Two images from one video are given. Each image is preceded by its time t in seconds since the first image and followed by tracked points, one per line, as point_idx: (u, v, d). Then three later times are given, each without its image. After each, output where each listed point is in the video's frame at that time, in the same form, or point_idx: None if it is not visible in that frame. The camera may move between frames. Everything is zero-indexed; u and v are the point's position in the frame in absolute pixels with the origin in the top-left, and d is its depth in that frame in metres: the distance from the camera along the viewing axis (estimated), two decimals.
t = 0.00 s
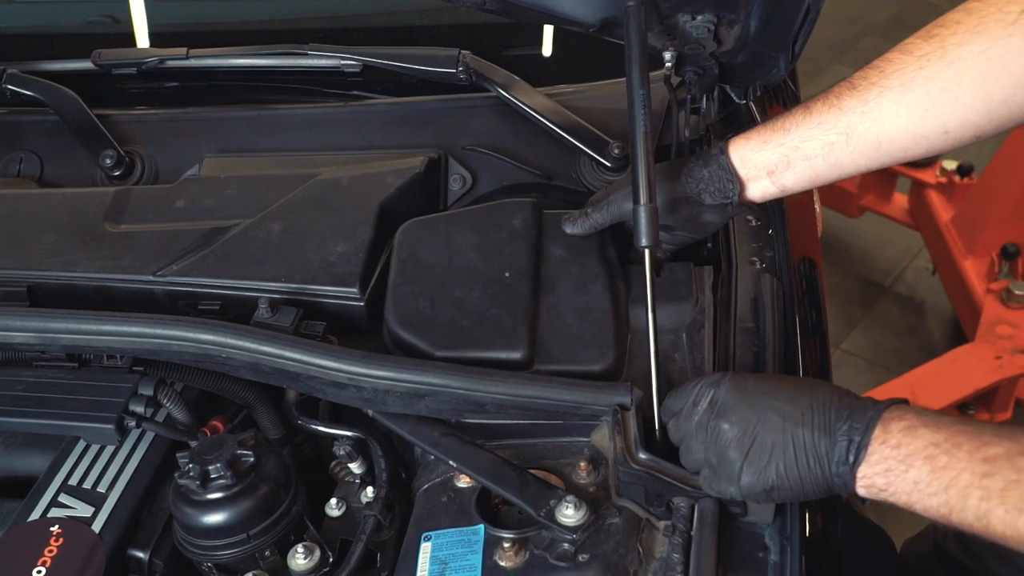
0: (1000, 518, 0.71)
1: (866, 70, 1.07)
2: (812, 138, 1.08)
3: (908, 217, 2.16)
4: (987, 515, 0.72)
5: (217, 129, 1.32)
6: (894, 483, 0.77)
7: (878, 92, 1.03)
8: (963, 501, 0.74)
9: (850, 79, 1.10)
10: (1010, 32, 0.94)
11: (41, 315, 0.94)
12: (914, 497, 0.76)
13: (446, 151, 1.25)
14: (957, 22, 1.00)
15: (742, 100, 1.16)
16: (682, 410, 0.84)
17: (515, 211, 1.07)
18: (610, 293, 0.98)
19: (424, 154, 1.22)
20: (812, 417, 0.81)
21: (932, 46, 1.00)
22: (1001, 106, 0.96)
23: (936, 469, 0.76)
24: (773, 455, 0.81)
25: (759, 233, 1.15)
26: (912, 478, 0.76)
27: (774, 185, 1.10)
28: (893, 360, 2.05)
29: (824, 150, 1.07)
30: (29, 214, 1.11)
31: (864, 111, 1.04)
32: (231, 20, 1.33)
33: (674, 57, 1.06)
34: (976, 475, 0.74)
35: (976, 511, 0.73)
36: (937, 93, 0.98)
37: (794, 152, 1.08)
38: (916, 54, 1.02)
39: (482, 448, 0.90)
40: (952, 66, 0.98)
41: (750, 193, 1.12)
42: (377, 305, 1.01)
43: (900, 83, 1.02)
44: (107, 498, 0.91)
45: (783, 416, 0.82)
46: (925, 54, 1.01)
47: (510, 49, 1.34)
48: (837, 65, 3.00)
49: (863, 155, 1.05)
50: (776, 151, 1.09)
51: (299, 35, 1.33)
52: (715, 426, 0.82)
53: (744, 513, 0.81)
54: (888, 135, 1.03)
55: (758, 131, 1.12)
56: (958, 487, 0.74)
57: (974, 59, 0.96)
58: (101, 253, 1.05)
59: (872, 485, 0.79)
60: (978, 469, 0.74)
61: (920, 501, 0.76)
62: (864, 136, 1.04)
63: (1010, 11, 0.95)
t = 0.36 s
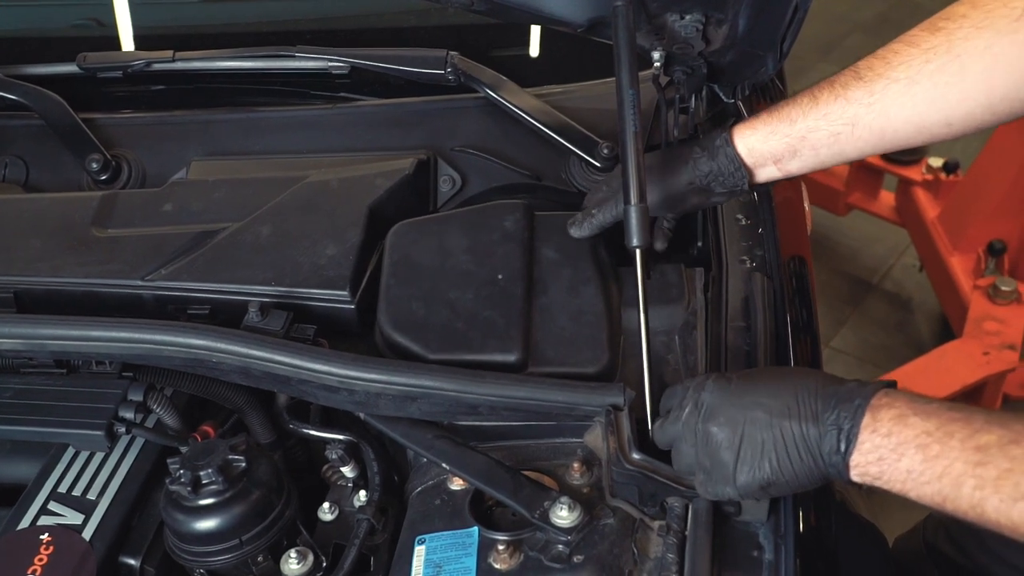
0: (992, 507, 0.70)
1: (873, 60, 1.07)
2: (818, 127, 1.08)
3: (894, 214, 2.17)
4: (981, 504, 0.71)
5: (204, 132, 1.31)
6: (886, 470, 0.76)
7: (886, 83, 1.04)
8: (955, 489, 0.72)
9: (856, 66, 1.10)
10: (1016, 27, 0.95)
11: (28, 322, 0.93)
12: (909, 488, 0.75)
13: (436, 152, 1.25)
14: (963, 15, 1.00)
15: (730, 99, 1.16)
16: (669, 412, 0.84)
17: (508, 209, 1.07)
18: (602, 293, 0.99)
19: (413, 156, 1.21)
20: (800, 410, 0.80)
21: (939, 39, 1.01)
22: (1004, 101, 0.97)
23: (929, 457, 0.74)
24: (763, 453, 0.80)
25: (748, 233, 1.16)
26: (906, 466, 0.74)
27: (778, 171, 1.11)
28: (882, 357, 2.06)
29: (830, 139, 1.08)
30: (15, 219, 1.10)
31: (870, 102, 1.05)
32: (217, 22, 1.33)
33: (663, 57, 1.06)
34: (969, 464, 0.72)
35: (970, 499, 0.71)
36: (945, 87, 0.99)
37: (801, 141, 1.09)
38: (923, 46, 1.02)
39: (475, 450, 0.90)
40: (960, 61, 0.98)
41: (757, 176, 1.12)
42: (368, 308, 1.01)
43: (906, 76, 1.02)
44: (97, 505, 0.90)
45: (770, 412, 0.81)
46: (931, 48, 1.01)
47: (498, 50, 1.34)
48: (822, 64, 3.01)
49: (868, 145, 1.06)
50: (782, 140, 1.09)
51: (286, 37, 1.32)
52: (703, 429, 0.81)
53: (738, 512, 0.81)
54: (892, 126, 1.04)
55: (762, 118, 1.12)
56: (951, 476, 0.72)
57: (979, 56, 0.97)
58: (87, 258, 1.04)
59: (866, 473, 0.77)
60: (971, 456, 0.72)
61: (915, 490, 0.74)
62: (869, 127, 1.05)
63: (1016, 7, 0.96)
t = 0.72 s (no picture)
0: (943, 463, 0.73)
1: (917, 62, 1.14)
2: (867, 131, 1.15)
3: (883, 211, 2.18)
4: (932, 464, 0.73)
5: (195, 135, 1.31)
6: (860, 441, 0.79)
7: (930, 87, 1.11)
8: (913, 450, 0.75)
9: (900, 67, 1.17)
10: None
11: (20, 328, 0.93)
12: (876, 461, 0.77)
13: (428, 153, 1.25)
14: (1007, 20, 1.08)
15: (722, 98, 1.16)
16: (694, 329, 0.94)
17: (503, 210, 1.07)
18: (597, 293, 0.98)
19: (406, 157, 1.21)
20: (816, 380, 0.87)
21: (982, 43, 1.08)
22: None
23: (897, 422, 0.77)
24: (763, 396, 0.87)
25: (742, 231, 1.17)
26: (877, 432, 0.78)
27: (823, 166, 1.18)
28: (873, 353, 2.07)
29: (878, 140, 1.16)
30: (6, 224, 1.09)
31: (917, 105, 1.12)
32: (207, 25, 1.32)
33: (656, 56, 1.06)
34: (931, 424, 0.75)
35: (925, 458, 0.74)
36: (986, 89, 1.07)
37: (850, 144, 1.16)
38: (967, 50, 1.10)
39: (472, 452, 0.90)
40: (1004, 64, 1.06)
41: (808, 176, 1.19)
42: (362, 311, 1.01)
43: (952, 79, 1.10)
44: (91, 512, 0.89)
45: (786, 366, 0.88)
46: (977, 50, 1.09)
47: (489, 51, 1.34)
48: (812, 62, 3.02)
49: (912, 145, 1.14)
50: (834, 145, 1.16)
51: (278, 39, 1.32)
52: (719, 349, 0.90)
53: (735, 511, 0.80)
54: (939, 126, 1.12)
55: (811, 121, 1.18)
56: (912, 437, 0.76)
57: None
58: (79, 263, 1.03)
59: (842, 440, 0.81)
60: (935, 419, 0.76)
61: (879, 457, 0.77)
62: (916, 128, 1.13)
63: None
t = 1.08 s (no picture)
0: (944, 458, 0.76)
1: (863, 42, 1.19)
2: (815, 110, 1.19)
3: (873, 208, 2.19)
4: (933, 461, 0.77)
5: (188, 139, 1.30)
6: (860, 448, 0.81)
7: (875, 64, 1.15)
8: (913, 451, 0.78)
9: (846, 48, 1.22)
10: (996, 10, 1.05)
11: (14, 334, 0.92)
12: (878, 467, 0.80)
13: (422, 154, 1.24)
14: None
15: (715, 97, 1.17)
16: (677, 351, 0.91)
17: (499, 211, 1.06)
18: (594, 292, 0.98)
19: (400, 159, 1.21)
20: (805, 392, 0.87)
21: (925, 20, 1.12)
22: (988, 78, 1.08)
23: (893, 424, 0.80)
24: (756, 415, 0.87)
25: (736, 229, 1.18)
26: (874, 437, 0.81)
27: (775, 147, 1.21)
28: (867, 350, 2.08)
29: (827, 119, 1.19)
30: None
31: (862, 82, 1.16)
32: (198, 28, 1.32)
33: (648, 56, 1.06)
34: (925, 423, 0.79)
35: (925, 455, 0.77)
36: (928, 65, 1.11)
37: (800, 124, 1.19)
38: (910, 28, 1.14)
39: (470, 453, 0.89)
40: (945, 40, 1.10)
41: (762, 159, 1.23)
42: (359, 313, 1.00)
43: (895, 57, 1.14)
44: (88, 518, 0.89)
45: (774, 380, 0.88)
46: (919, 28, 1.12)
47: (481, 52, 1.34)
48: (801, 60, 3.03)
49: (859, 122, 1.17)
50: (783, 124, 1.20)
51: (269, 41, 1.31)
52: (708, 374, 0.88)
53: (734, 508, 0.80)
54: (883, 102, 1.15)
55: (761, 103, 1.22)
56: (910, 437, 0.79)
57: (965, 34, 1.08)
58: (73, 268, 1.02)
59: (843, 451, 0.83)
60: (926, 417, 0.79)
61: (881, 462, 0.80)
62: (861, 106, 1.16)
63: None
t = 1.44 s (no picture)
0: (942, 448, 0.75)
1: (862, 54, 1.20)
2: (816, 123, 1.20)
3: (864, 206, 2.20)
4: (932, 451, 0.76)
5: (182, 143, 1.30)
6: (857, 441, 0.82)
7: (875, 77, 1.16)
8: (911, 442, 0.78)
9: (845, 61, 1.22)
10: (993, 21, 1.07)
11: (9, 340, 0.92)
12: (875, 460, 0.80)
13: (416, 156, 1.25)
14: (946, 11, 1.14)
15: (707, 97, 1.17)
16: (674, 350, 0.91)
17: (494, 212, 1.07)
18: (591, 290, 0.99)
19: (394, 161, 1.21)
20: (802, 386, 0.87)
21: (924, 34, 1.14)
22: (985, 88, 1.10)
23: (891, 416, 0.80)
24: (752, 409, 0.87)
25: (729, 228, 1.18)
26: (873, 430, 0.81)
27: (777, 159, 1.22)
28: (858, 347, 2.09)
29: (827, 131, 1.20)
30: None
31: (862, 95, 1.17)
32: (191, 31, 1.32)
33: (642, 56, 1.07)
34: (925, 413, 0.78)
35: (924, 446, 0.77)
36: (927, 77, 1.12)
37: (801, 136, 1.20)
38: (909, 41, 1.15)
39: (468, 454, 0.90)
40: (944, 53, 1.11)
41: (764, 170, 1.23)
42: (355, 315, 1.00)
43: (895, 69, 1.15)
44: (86, 523, 0.89)
45: (769, 375, 0.88)
46: (918, 41, 1.14)
47: (474, 53, 1.34)
48: (791, 60, 3.05)
49: (860, 133, 1.19)
50: (785, 137, 1.20)
51: (262, 44, 1.31)
52: (704, 370, 0.88)
53: (732, 506, 0.80)
54: (884, 113, 1.16)
55: (762, 116, 1.22)
56: (908, 428, 0.78)
57: (963, 46, 1.10)
58: (68, 273, 1.02)
59: (839, 444, 0.83)
60: (926, 408, 0.79)
61: (878, 454, 0.80)
62: (862, 117, 1.18)
63: None
